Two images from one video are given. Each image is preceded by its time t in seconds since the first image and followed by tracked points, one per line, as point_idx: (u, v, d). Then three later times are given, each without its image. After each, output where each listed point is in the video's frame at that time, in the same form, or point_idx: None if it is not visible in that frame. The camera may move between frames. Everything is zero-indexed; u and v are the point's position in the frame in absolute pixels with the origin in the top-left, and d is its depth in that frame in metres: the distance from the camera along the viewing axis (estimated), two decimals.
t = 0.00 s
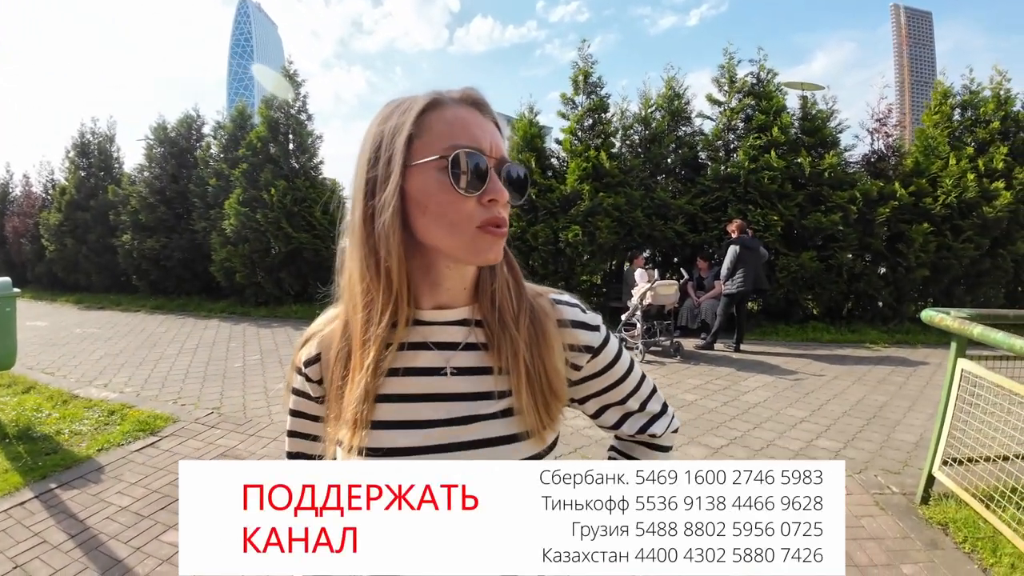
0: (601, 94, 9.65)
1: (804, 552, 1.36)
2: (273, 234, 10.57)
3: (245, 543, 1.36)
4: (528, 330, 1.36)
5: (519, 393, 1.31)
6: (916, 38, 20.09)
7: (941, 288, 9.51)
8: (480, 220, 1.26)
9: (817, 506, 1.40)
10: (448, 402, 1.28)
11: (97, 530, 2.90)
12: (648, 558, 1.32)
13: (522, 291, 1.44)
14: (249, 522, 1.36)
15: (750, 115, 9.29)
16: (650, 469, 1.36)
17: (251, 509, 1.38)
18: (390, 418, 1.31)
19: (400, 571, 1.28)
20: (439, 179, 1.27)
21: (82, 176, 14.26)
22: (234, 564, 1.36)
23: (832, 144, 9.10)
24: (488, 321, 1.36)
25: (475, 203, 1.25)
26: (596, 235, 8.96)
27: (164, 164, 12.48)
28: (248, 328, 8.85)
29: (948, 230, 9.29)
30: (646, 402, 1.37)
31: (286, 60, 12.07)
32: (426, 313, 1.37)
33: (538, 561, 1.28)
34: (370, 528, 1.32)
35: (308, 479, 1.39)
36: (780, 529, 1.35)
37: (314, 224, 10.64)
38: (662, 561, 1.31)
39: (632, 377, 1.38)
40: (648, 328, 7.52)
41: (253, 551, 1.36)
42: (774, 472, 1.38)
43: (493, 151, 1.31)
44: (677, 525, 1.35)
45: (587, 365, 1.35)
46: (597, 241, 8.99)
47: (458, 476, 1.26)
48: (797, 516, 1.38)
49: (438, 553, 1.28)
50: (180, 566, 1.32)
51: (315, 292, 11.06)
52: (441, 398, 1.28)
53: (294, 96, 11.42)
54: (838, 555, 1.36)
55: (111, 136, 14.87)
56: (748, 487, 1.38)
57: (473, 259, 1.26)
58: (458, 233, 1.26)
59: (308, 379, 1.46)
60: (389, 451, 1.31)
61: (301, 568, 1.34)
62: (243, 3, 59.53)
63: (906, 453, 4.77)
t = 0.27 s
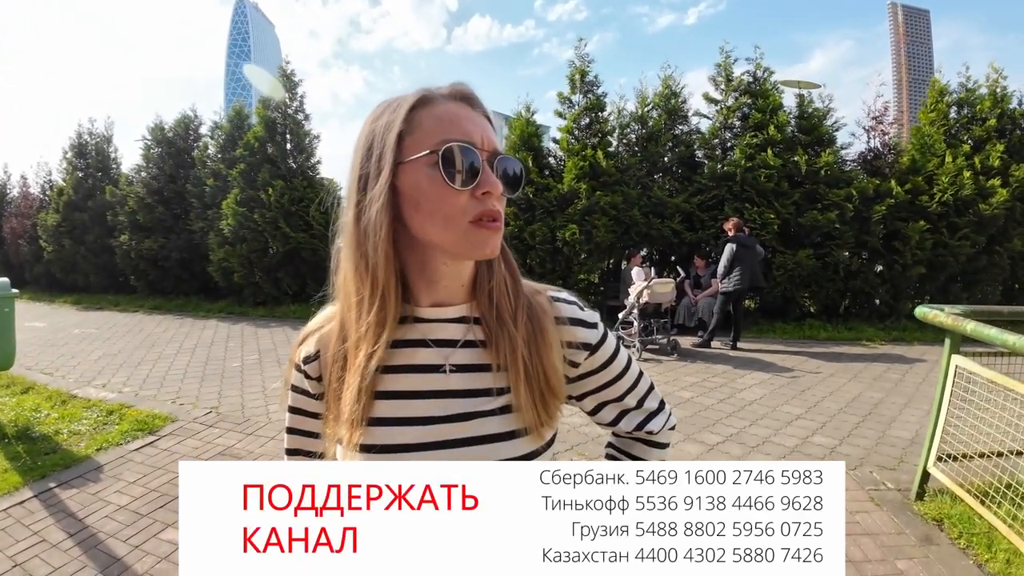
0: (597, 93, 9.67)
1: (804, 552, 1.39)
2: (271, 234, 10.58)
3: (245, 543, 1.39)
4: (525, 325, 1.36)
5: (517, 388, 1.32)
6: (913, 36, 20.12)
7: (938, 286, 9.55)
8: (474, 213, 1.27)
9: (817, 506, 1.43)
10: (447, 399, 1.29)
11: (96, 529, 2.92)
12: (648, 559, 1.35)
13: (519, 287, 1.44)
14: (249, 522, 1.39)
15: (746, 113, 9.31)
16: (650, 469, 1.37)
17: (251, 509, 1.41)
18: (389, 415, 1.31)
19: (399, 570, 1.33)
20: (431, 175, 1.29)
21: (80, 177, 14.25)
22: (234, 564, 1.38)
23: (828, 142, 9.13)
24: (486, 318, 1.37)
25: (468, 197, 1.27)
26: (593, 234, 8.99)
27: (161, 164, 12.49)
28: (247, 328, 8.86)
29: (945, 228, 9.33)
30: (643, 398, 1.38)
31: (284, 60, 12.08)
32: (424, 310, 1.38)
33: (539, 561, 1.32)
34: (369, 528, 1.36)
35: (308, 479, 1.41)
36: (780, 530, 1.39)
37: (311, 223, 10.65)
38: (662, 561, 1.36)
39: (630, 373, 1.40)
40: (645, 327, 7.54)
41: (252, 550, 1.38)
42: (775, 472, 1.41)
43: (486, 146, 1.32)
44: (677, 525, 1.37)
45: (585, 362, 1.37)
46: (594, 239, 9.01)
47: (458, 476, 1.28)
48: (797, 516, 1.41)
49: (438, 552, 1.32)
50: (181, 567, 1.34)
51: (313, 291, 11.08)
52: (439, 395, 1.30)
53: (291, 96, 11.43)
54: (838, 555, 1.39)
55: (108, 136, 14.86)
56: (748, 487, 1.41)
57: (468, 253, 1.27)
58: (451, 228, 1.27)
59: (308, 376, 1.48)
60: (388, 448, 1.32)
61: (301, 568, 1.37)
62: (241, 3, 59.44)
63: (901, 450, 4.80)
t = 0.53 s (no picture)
0: (596, 93, 9.68)
1: (805, 552, 1.41)
2: (271, 235, 10.60)
3: (245, 543, 1.40)
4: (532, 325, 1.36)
5: (524, 390, 1.31)
6: (912, 33, 20.12)
7: (938, 283, 9.56)
8: (476, 218, 1.28)
9: (817, 506, 1.44)
10: (451, 399, 1.29)
11: (98, 530, 2.93)
12: (648, 559, 1.36)
13: (527, 286, 1.44)
14: (249, 522, 1.40)
15: (745, 112, 9.32)
16: (650, 469, 1.37)
17: (251, 509, 1.42)
18: (393, 415, 1.32)
19: (399, 570, 1.35)
20: (433, 179, 1.30)
21: (79, 179, 14.26)
22: (235, 564, 1.39)
23: (827, 140, 9.14)
24: (493, 318, 1.37)
25: (470, 202, 1.28)
26: (592, 233, 9.00)
27: (161, 166, 12.50)
28: (247, 329, 8.87)
29: (944, 225, 9.34)
30: (655, 402, 1.36)
31: (283, 61, 12.08)
32: (429, 310, 1.39)
33: (539, 562, 1.34)
34: (370, 527, 1.37)
35: (308, 479, 1.42)
36: (780, 530, 1.40)
37: (311, 224, 10.67)
38: (662, 561, 1.37)
39: (641, 376, 1.37)
40: (645, 326, 7.55)
41: (252, 550, 1.39)
42: (775, 472, 1.42)
43: (490, 147, 1.33)
44: (677, 525, 1.39)
45: (594, 364, 1.34)
46: (593, 239, 9.02)
47: (458, 476, 1.28)
48: (797, 516, 1.42)
49: (438, 553, 1.34)
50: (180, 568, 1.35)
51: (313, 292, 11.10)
52: (443, 395, 1.29)
53: (290, 97, 11.43)
54: (838, 555, 1.40)
55: (108, 138, 14.88)
56: (749, 486, 1.42)
57: (470, 257, 1.28)
58: (454, 232, 1.28)
59: (315, 373, 1.50)
60: (389, 447, 1.32)
61: (302, 568, 1.39)
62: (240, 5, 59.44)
63: (901, 447, 4.81)
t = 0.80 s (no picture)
0: (597, 93, 9.68)
1: (804, 552, 1.41)
2: (273, 237, 10.63)
3: (245, 543, 1.41)
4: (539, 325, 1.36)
5: (533, 392, 1.30)
6: (913, 31, 20.12)
7: (940, 281, 9.54)
8: (475, 219, 1.28)
9: (817, 506, 1.44)
10: (458, 402, 1.28)
11: (102, 531, 2.94)
12: (648, 559, 1.36)
13: (534, 284, 1.43)
14: (249, 522, 1.40)
15: (746, 111, 9.31)
16: (650, 469, 1.37)
17: (251, 509, 1.42)
18: (402, 417, 1.32)
19: (398, 569, 1.35)
20: (430, 181, 1.30)
21: (82, 182, 14.29)
22: (235, 564, 1.40)
23: (828, 139, 9.12)
24: (501, 319, 1.37)
25: (468, 204, 1.28)
26: (594, 233, 9.01)
27: (163, 169, 12.51)
28: (250, 330, 8.89)
29: (946, 223, 9.32)
30: (675, 407, 1.34)
31: (284, 63, 12.11)
32: (437, 312, 1.39)
33: (539, 561, 1.34)
34: (369, 528, 1.37)
35: (308, 479, 1.43)
36: (780, 530, 1.40)
37: (313, 226, 10.69)
38: (662, 561, 1.37)
39: (662, 379, 1.35)
40: (647, 325, 7.55)
41: (252, 550, 1.40)
42: (775, 472, 1.42)
43: (487, 145, 1.31)
44: (677, 525, 1.38)
45: (608, 366, 1.32)
46: (595, 239, 9.03)
47: (458, 476, 1.28)
48: (797, 516, 1.42)
49: (438, 552, 1.34)
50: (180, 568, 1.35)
51: (315, 293, 11.11)
52: (451, 398, 1.29)
53: (291, 99, 11.45)
54: (837, 555, 1.40)
55: (110, 141, 14.91)
56: (749, 487, 1.42)
57: (470, 260, 1.28)
58: (453, 235, 1.29)
59: (329, 373, 1.52)
60: (398, 449, 1.33)
61: (301, 568, 1.39)
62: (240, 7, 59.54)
63: (904, 446, 4.81)
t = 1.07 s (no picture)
0: (599, 93, 9.68)
1: (805, 552, 1.32)
2: (277, 240, 10.65)
3: (245, 543, 1.37)
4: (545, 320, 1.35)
5: (541, 389, 1.30)
6: (916, 29, 20.08)
7: (945, 280, 9.49)
8: (483, 215, 1.28)
9: (817, 506, 1.36)
10: (463, 403, 1.29)
11: (107, 533, 2.94)
12: (648, 559, 1.29)
13: (540, 281, 1.43)
14: (249, 522, 1.36)
15: (749, 110, 9.29)
16: (650, 469, 1.33)
17: (251, 509, 1.39)
18: (409, 417, 1.33)
19: (399, 570, 1.30)
20: (440, 177, 1.30)
21: (87, 186, 14.35)
22: (234, 564, 1.36)
23: (832, 137, 9.09)
24: (506, 317, 1.37)
25: (477, 198, 1.27)
26: (597, 234, 9.00)
27: (167, 172, 12.55)
28: (254, 332, 8.91)
29: (951, 222, 9.27)
30: (695, 414, 1.32)
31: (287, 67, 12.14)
32: (443, 311, 1.39)
33: (539, 561, 1.28)
34: (369, 527, 1.34)
35: (308, 479, 1.40)
36: (780, 530, 1.31)
37: (317, 228, 10.71)
38: (662, 561, 1.29)
39: (681, 384, 1.33)
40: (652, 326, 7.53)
41: (252, 551, 1.36)
42: (775, 471, 1.34)
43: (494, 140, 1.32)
44: (677, 524, 1.31)
45: (619, 367, 1.31)
46: (598, 239, 9.01)
47: (458, 476, 1.28)
48: (797, 516, 1.34)
49: (443, 553, 1.29)
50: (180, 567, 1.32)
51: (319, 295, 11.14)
52: (457, 397, 1.30)
53: (294, 102, 11.48)
54: (838, 555, 1.32)
55: (115, 145, 14.97)
56: (749, 486, 1.34)
57: (478, 255, 1.27)
58: (461, 230, 1.28)
59: (342, 371, 1.53)
60: (404, 449, 1.34)
61: (301, 568, 1.35)
62: (243, 11, 59.80)
63: (911, 445, 4.77)
